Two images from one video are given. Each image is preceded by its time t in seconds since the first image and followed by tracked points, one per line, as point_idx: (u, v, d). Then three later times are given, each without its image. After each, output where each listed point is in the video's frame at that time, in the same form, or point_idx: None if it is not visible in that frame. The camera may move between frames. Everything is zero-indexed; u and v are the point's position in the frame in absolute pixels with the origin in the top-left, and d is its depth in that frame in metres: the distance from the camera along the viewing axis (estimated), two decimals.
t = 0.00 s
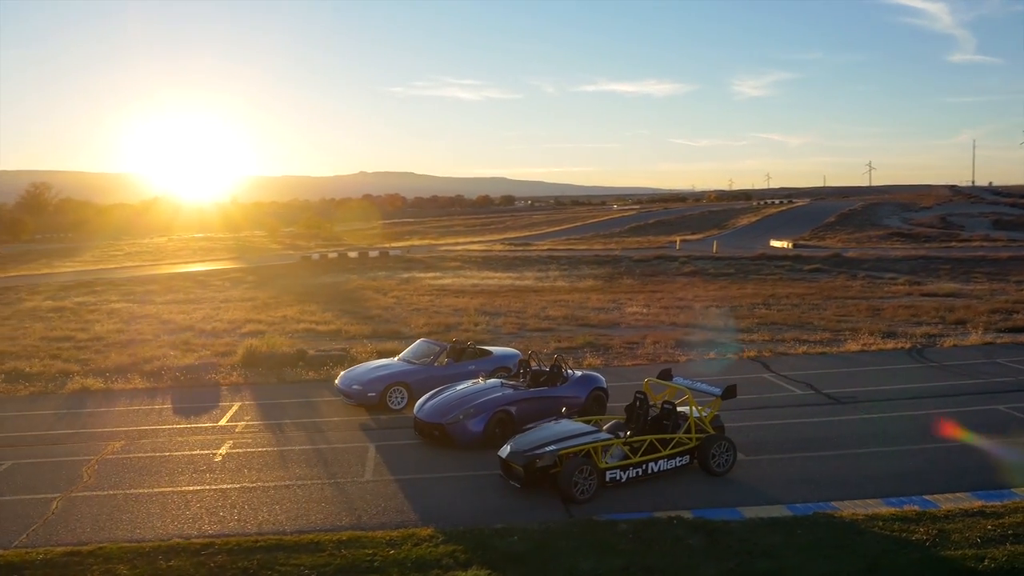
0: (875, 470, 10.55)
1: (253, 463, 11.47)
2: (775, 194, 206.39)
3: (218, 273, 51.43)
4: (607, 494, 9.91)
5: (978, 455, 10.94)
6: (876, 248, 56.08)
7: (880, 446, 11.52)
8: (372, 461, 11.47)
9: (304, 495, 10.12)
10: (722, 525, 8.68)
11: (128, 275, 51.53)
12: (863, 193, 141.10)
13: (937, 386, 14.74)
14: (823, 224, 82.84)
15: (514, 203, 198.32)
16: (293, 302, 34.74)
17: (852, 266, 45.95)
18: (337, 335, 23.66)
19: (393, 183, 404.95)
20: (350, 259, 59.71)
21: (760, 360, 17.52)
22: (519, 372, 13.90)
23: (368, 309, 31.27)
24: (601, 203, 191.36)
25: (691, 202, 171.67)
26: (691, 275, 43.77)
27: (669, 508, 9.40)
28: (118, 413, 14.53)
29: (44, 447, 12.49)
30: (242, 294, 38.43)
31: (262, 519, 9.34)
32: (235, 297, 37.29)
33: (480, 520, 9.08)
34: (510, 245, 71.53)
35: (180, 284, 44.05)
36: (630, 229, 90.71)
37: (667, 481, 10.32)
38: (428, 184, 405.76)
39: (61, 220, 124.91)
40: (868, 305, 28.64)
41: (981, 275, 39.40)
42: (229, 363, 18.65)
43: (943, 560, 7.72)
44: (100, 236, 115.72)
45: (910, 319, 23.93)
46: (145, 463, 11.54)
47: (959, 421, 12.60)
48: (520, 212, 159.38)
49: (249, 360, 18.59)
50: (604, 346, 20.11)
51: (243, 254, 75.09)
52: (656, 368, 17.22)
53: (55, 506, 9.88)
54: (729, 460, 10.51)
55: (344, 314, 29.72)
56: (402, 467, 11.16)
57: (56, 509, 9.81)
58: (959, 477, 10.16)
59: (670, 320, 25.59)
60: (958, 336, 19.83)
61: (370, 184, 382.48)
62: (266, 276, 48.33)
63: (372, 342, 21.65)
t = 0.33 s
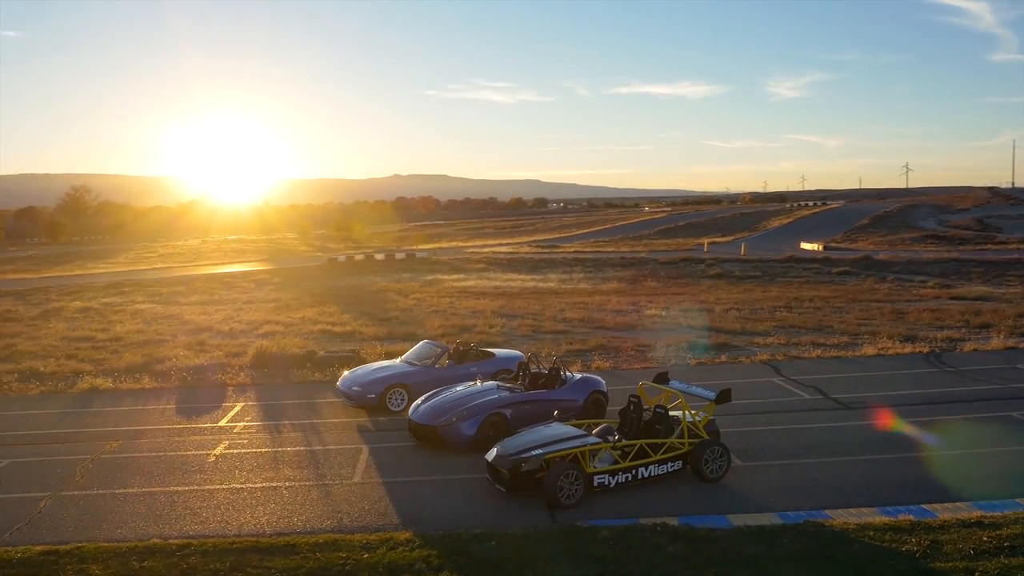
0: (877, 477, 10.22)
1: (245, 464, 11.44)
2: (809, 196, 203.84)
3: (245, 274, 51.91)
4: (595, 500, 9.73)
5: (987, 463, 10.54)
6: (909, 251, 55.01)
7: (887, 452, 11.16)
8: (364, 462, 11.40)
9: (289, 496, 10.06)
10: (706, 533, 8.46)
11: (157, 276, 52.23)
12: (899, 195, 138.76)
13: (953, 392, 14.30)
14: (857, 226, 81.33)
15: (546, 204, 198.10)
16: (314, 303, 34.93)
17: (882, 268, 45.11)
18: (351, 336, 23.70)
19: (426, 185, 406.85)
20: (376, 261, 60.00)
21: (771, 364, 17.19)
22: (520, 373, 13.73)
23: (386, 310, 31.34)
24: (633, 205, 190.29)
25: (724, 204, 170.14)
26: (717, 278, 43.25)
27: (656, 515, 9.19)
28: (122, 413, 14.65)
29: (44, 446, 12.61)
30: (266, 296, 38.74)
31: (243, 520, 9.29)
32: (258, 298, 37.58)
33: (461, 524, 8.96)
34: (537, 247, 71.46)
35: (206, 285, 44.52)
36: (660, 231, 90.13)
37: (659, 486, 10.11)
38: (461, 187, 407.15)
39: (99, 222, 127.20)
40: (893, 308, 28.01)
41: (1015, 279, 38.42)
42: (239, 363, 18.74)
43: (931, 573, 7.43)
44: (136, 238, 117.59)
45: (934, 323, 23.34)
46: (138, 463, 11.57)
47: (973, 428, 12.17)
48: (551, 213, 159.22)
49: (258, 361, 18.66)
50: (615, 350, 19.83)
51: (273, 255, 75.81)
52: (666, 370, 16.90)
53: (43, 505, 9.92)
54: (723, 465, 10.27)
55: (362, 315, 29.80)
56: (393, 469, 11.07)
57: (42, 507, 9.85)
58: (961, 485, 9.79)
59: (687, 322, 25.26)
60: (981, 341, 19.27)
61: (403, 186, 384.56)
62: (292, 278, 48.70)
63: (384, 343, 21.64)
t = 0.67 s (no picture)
0: (879, 483, 9.92)
1: (241, 463, 11.44)
2: (844, 198, 201.25)
3: (271, 276, 52.36)
4: (586, 503, 9.56)
5: (996, 469, 10.20)
6: (942, 253, 53.95)
7: (893, 457, 10.86)
8: (360, 463, 11.34)
9: (279, 497, 10.03)
10: (694, 539, 8.26)
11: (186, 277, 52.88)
12: (936, 196, 136.37)
13: (969, 397, 13.89)
14: (891, 228, 79.78)
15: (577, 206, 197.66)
16: (336, 304, 35.07)
17: (913, 271, 44.27)
18: (367, 337, 23.73)
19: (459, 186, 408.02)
20: (403, 263, 60.23)
21: (786, 366, 16.85)
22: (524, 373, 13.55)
23: (406, 311, 31.40)
24: (666, 206, 189.08)
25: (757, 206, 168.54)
26: (743, 280, 42.74)
27: (646, 520, 8.99)
28: (129, 411, 14.76)
29: (47, 444, 12.69)
30: (289, 296, 39.01)
31: (230, 520, 9.26)
32: (281, 299, 37.85)
33: (447, 527, 8.84)
34: (564, 249, 71.29)
35: (233, 286, 44.94)
36: (690, 233, 89.36)
37: (653, 490, 9.91)
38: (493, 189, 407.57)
39: (135, 224, 128.96)
40: (920, 311, 27.40)
41: None
42: (250, 363, 18.82)
43: None
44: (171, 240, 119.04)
45: (959, 326, 22.77)
46: (136, 461, 11.61)
47: (986, 432, 11.80)
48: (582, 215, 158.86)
49: (269, 360, 18.72)
50: (628, 352, 19.57)
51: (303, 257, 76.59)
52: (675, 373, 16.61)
53: (35, 502, 9.99)
54: (720, 470, 10.05)
55: (381, 316, 29.85)
56: (389, 469, 11.00)
57: (35, 505, 9.93)
58: (965, 492, 9.51)
59: (706, 324, 24.91)
60: (1006, 344, 18.73)
61: (436, 188, 386.28)
62: (317, 279, 49.02)
63: (398, 344, 21.61)
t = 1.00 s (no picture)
0: (880, 489, 9.66)
1: (238, 462, 11.42)
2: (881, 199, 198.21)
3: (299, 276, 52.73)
4: (579, 506, 9.40)
5: (1004, 477, 9.90)
6: (979, 254, 52.77)
7: (898, 462, 10.57)
8: (356, 462, 11.26)
9: (271, 496, 9.98)
10: (684, 544, 8.05)
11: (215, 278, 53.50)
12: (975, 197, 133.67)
13: (986, 401, 13.49)
14: (927, 229, 78.24)
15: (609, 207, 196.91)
16: (358, 304, 35.18)
17: (946, 272, 43.35)
18: (383, 336, 23.74)
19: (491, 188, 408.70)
20: (431, 263, 60.38)
21: (801, 368, 16.51)
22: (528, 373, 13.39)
23: (427, 312, 31.40)
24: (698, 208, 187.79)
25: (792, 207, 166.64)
26: (771, 281, 42.16)
27: (638, 524, 8.81)
28: (138, 410, 14.85)
29: (53, 441, 12.81)
30: (313, 297, 39.22)
31: (218, 519, 9.23)
32: (305, 299, 38.07)
33: (433, 528, 8.73)
34: (592, 250, 70.99)
35: (260, 286, 45.33)
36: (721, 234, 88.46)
37: (648, 494, 9.72)
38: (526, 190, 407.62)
39: (171, 225, 130.96)
40: (949, 313, 26.76)
41: None
42: (264, 362, 18.88)
43: None
44: (206, 241, 120.66)
45: (988, 329, 22.17)
46: (136, 459, 11.66)
47: (998, 439, 11.47)
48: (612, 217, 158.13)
49: (282, 359, 18.76)
50: (643, 353, 19.33)
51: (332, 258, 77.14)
52: (687, 374, 16.32)
53: (31, 499, 10.05)
54: (718, 474, 9.82)
55: (401, 317, 29.87)
56: (384, 470, 10.91)
57: (30, 502, 9.99)
58: (972, 500, 9.23)
59: (726, 326, 24.55)
60: None
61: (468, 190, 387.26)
62: (343, 279, 49.29)
63: (413, 345, 21.57)
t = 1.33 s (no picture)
0: (883, 495, 9.38)
1: (237, 460, 11.42)
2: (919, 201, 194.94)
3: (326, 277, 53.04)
4: (571, 508, 9.25)
5: (1013, 485, 9.57)
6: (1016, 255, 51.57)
7: (905, 467, 10.27)
8: (354, 462, 11.20)
9: (264, 494, 9.94)
10: (672, 548, 7.87)
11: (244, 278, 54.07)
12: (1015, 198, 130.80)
13: (1003, 406, 13.09)
14: (965, 230, 76.67)
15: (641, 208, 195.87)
16: (381, 305, 35.28)
17: (981, 274, 42.37)
18: (400, 336, 23.74)
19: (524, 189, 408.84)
20: (458, 264, 60.46)
21: (817, 371, 16.17)
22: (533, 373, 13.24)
23: (448, 312, 31.38)
24: (731, 209, 186.20)
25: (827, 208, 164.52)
26: (799, 283, 41.58)
27: (629, 527, 8.65)
28: (147, 407, 14.95)
29: (59, 438, 12.92)
30: (338, 297, 39.41)
31: (209, 517, 9.22)
32: (330, 299, 38.26)
33: (420, 529, 8.63)
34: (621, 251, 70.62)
35: (287, 286, 45.69)
36: (752, 235, 87.56)
37: (643, 497, 9.54)
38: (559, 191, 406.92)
39: (207, 227, 132.68)
40: (978, 316, 26.11)
41: None
42: (277, 361, 18.94)
43: None
44: (240, 243, 122.06)
45: (1016, 331, 21.57)
46: (136, 457, 11.70)
47: (1012, 444, 11.11)
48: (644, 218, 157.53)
49: (295, 358, 18.82)
50: (657, 354, 19.08)
51: (362, 258, 77.53)
52: (698, 376, 16.05)
53: (28, 495, 10.12)
54: (716, 477, 9.61)
55: (421, 317, 29.87)
56: (381, 469, 10.84)
57: (27, 497, 10.05)
58: (977, 507, 8.95)
59: (746, 327, 24.20)
60: None
61: (501, 192, 387.66)
62: (369, 280, 49.49)
63: (428, 345, 21.52)
